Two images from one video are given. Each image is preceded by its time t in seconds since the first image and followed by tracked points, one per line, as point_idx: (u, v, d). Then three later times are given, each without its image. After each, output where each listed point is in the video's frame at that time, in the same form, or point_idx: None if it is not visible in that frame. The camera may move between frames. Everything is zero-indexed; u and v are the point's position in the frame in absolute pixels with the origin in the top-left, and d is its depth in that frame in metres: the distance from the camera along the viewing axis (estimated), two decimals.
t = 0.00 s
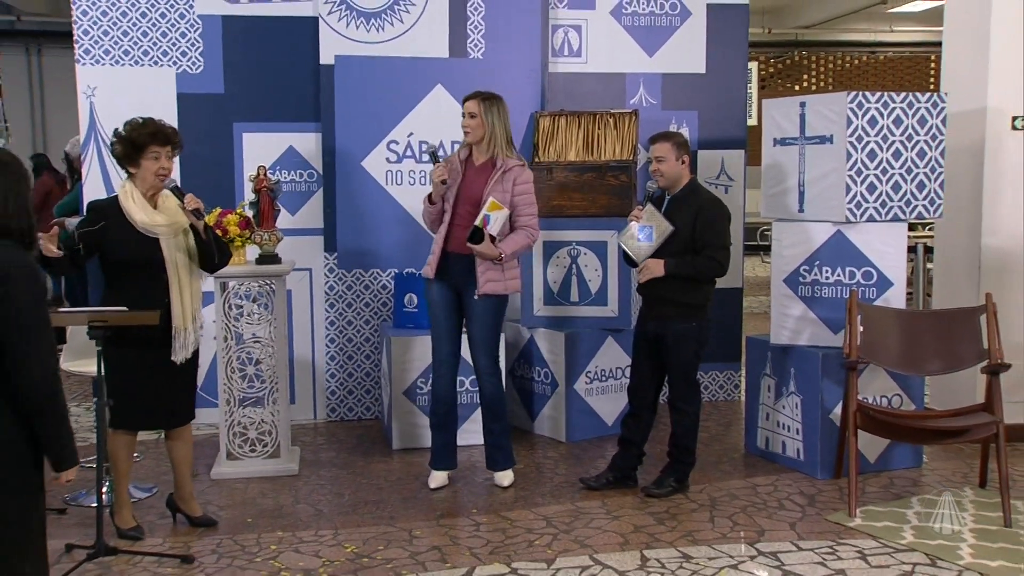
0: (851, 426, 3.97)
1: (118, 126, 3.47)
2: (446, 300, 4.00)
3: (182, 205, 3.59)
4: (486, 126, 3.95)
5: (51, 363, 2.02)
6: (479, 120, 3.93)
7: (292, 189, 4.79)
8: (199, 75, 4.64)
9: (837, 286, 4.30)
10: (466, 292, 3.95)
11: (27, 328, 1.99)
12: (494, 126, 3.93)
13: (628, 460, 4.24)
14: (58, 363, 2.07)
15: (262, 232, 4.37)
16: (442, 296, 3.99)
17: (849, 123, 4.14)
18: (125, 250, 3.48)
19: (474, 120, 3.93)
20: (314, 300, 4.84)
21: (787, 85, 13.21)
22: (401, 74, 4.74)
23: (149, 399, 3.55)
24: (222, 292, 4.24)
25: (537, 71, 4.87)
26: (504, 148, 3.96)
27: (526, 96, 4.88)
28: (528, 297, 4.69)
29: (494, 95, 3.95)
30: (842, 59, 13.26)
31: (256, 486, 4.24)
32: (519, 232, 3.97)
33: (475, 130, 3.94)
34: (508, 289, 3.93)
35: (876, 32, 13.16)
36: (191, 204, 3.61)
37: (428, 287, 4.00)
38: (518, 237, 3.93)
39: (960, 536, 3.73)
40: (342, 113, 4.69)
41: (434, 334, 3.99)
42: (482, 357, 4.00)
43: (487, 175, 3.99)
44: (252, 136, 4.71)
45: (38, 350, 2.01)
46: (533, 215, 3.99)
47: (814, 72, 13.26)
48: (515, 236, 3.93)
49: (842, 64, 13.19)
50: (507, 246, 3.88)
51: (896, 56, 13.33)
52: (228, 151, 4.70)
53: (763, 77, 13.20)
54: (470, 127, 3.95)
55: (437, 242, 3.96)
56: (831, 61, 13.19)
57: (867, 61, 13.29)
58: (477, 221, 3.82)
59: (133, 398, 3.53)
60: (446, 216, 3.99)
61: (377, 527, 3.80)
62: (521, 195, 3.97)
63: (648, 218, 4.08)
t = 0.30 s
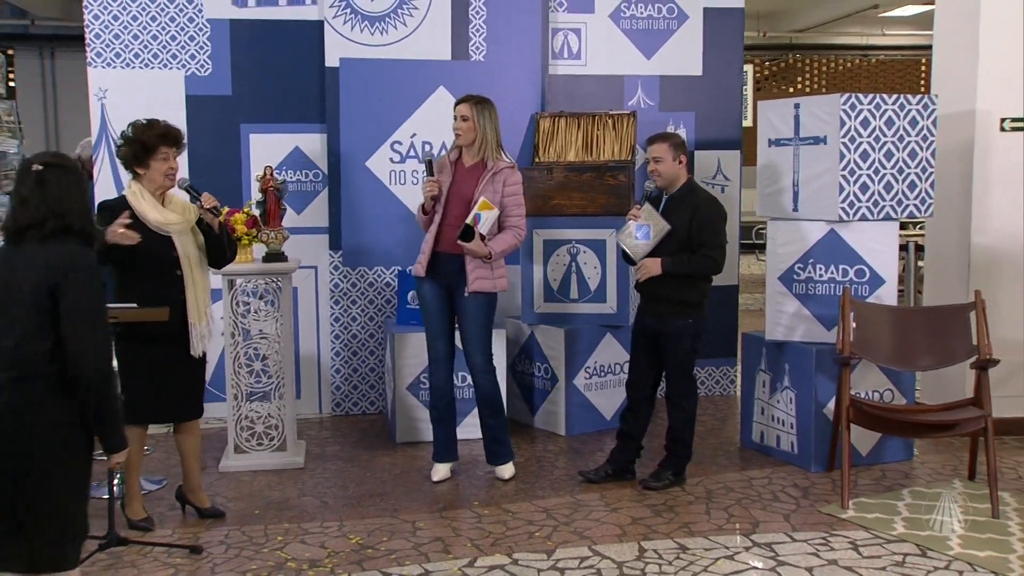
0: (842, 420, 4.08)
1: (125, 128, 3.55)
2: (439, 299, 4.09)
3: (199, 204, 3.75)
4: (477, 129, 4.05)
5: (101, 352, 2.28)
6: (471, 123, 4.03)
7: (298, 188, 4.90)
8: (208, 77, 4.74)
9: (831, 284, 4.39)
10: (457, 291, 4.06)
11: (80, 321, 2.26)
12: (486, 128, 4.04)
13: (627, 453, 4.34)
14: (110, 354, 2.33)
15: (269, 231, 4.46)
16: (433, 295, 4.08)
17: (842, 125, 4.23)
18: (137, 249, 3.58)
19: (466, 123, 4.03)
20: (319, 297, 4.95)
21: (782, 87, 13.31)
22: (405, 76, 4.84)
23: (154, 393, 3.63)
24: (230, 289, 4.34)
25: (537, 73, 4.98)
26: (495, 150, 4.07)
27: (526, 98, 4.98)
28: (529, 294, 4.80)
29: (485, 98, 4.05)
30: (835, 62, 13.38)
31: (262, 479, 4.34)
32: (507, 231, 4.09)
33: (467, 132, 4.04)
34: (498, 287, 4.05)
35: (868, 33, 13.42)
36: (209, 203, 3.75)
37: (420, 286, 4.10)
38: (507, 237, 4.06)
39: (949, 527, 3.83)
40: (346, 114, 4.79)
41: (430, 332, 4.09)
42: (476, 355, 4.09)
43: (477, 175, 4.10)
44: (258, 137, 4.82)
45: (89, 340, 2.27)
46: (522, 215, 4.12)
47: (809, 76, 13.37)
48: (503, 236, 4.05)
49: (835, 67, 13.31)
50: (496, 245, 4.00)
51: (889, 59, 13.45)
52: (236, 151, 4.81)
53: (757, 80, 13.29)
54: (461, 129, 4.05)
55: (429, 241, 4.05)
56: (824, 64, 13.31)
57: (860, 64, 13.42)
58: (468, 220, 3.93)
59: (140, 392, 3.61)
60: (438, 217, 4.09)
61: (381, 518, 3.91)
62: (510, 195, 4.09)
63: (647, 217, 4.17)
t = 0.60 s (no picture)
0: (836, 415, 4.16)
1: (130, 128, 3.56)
2: (437, 298, 4.17)
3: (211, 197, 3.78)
4: (471, 132, 4.17)
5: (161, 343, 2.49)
6: (465, 126, 4.15)
7: (304, 188, 5.01)
8: (216, 80, 4.85)
9: (825, 281, 4.50)
10: (455, 290, 4.15)
11: (142, 315, 2.47)
12: (479, 131, 4.16)
13: (625, 447, 4.45)
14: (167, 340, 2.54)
15: (275, 230, 4.57)
16: (431, 295, 4.16)
17: (836, 126, 4.33)
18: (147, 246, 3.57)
19: (460, 127, 4.15)
20: (325, 294, 5.05)
21: (776, 90, 13.40)
22: (408, 78, 4.95)
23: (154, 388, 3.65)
24: (237, 286, 4.44)
25: (538, 75, 5.07)
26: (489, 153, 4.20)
27: (527, 100, 5.08)
28: (529, 292, 4.90)
29: (476, 102, 4.18)
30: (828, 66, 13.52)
31: (269, 472, 4.45)
32: (502, 233, 4.21)
33: (461, 136, 4.16)
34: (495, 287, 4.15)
35: (862, 38, 13.65)
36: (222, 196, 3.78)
37: (418, 287, 4.16)
38: (503, 238, 4.18)
39: (939, 518, 3.93)
40: (351, 115, 4.89)
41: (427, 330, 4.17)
42: (472, 354, 4.18)
43: (472, 177, 4.23)
44: (265, 137, 4.93)
45: (149, 332, 2.48)
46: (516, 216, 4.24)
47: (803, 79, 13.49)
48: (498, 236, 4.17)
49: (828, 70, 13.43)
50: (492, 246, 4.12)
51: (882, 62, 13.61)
52: (243, 152, 4.92)
53: (753, 83, 13.40)
54: (455, 133, 4.16)
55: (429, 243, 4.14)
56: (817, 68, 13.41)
57: (853, 67, 13.58)
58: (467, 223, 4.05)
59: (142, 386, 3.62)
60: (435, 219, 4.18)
61: (385, 511, 4.02)
62: (505, 197, 4.21)
63: (644, 217, 4.29)
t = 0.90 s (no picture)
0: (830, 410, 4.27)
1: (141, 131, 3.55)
2: (443, 295, 4.28)
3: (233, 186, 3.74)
4: (473, 133, 4.28)
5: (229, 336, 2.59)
6: (467, 127, 4.25)
7: (310, 188, 5.13)
8: (224, 83, 4.97)
9: (818, 279, 4.61)
10: (463, 287, 4.27)
11: (209, 311, 2.56)
12: (481, 131, 4.27)
13: (623, 441, 4.56)
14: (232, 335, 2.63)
15: (282, 229, 4.69)
16: (438, 293, 4.26)
17: (829, 128, 4.43)
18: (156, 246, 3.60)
19: (463, 129, 4.25)
20: (330, 291, 5.16)
21: (771, 92, 13.91)
22: (411, 80, 5.05)
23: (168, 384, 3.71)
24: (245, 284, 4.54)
25: (538, 77, 5.18)
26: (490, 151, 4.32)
27: (528, 101, 5.18)
28: (530, 289, 5.02)
29: (473, 102, 4.27)
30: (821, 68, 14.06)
31: (276, 465, 4.56)
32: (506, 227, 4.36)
33: (464, 138, 4.26)
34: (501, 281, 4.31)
35: (854, 41, 14.13)
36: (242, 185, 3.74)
37: (426, 287, 4.26)
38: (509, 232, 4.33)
39: (930, 510, 4.04)
40: (355, 116, 5.00)
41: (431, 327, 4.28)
42: (478, 347, 4.30)
43: (475, 176, 4.34)
44: (272, 138, 5.06)
45: (217, 327, 2.57)
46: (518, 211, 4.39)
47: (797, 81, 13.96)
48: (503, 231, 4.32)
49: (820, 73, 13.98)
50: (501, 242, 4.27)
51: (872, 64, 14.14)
52: (250, 152, 5.05)
53: (748, 85, 13.88)
54: (457, 134, 4.26)
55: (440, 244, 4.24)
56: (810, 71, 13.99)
57: (846, 70, 14.08)
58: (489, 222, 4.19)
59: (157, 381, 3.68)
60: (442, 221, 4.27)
61: (389, 503, 4.13)
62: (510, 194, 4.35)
63: (642, 216, 4.43)
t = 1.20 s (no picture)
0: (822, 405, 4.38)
1: (154, 134, 3.69)
2: (458, 294, 4.39)
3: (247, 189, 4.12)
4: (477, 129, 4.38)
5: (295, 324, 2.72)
6: (472, 124, 4.36)
7: (315, 188, 5.25)
8: (231, 85, 5.09)
9: (812, 277, 4.72)
10: (480, 280, 4.41)
11: (275, 301, 2.69)
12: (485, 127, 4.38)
13: (621, 435, 4.67)
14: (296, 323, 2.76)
15: (287, 228, 4.79)
16: (453, 291, 4.38)
17: (822, 129, 4.54)
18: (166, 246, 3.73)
19: (469, 126, 4.35)
20: (334, 288, 5.28)
21: (766, 94, 14.12)
22: (413, 82, 5.16)
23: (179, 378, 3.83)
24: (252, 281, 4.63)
25: (538, 80, 5.29)
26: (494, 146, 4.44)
27: (529, 103, 5.29)
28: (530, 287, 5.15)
29: (473, 99, 4.37)
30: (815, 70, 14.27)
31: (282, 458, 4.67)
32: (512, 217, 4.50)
33: (471, 135, 4.36)
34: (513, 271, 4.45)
35: (846, 44, 14.35)
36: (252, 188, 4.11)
37: (443, 286, 4.36)
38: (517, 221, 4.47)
39: (920, 502, 4.14)
40: (359, 118, 5.11)
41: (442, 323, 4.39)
42: (489, 339, 4.41)
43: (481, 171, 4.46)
44: (277, 139, 5.17)
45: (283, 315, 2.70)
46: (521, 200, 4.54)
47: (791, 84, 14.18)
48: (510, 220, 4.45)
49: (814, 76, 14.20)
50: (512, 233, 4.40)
51: (864, 67, 14.37)
52: (257, 154, 5.17)
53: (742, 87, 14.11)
54: (464, 132, 4.36)
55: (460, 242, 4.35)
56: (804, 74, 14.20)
57: (839, 72, 14.28)
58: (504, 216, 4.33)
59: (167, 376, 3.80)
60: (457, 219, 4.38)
61: (393, 496, 4.24)
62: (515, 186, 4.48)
63: (641, 216, 4.55)
